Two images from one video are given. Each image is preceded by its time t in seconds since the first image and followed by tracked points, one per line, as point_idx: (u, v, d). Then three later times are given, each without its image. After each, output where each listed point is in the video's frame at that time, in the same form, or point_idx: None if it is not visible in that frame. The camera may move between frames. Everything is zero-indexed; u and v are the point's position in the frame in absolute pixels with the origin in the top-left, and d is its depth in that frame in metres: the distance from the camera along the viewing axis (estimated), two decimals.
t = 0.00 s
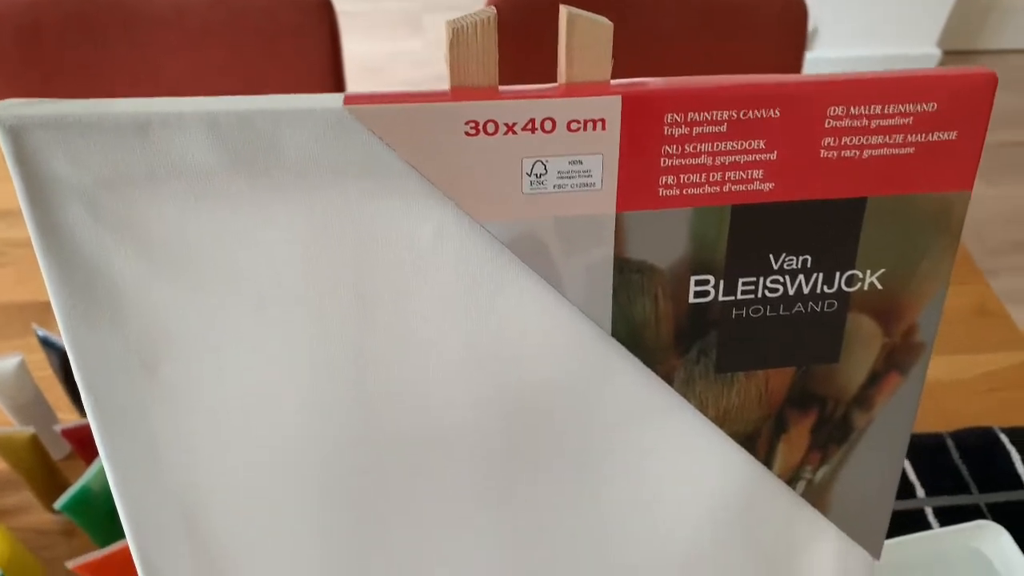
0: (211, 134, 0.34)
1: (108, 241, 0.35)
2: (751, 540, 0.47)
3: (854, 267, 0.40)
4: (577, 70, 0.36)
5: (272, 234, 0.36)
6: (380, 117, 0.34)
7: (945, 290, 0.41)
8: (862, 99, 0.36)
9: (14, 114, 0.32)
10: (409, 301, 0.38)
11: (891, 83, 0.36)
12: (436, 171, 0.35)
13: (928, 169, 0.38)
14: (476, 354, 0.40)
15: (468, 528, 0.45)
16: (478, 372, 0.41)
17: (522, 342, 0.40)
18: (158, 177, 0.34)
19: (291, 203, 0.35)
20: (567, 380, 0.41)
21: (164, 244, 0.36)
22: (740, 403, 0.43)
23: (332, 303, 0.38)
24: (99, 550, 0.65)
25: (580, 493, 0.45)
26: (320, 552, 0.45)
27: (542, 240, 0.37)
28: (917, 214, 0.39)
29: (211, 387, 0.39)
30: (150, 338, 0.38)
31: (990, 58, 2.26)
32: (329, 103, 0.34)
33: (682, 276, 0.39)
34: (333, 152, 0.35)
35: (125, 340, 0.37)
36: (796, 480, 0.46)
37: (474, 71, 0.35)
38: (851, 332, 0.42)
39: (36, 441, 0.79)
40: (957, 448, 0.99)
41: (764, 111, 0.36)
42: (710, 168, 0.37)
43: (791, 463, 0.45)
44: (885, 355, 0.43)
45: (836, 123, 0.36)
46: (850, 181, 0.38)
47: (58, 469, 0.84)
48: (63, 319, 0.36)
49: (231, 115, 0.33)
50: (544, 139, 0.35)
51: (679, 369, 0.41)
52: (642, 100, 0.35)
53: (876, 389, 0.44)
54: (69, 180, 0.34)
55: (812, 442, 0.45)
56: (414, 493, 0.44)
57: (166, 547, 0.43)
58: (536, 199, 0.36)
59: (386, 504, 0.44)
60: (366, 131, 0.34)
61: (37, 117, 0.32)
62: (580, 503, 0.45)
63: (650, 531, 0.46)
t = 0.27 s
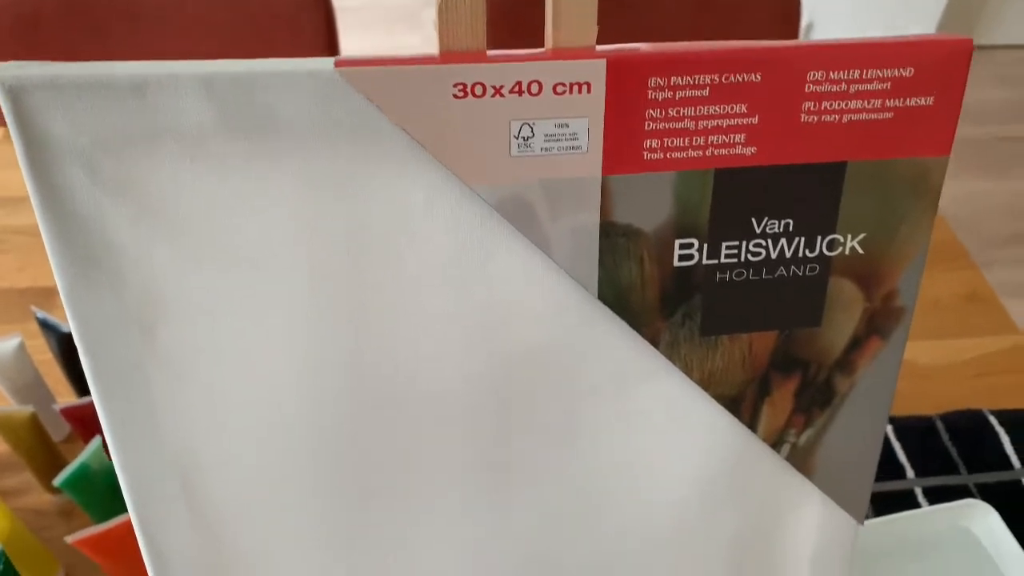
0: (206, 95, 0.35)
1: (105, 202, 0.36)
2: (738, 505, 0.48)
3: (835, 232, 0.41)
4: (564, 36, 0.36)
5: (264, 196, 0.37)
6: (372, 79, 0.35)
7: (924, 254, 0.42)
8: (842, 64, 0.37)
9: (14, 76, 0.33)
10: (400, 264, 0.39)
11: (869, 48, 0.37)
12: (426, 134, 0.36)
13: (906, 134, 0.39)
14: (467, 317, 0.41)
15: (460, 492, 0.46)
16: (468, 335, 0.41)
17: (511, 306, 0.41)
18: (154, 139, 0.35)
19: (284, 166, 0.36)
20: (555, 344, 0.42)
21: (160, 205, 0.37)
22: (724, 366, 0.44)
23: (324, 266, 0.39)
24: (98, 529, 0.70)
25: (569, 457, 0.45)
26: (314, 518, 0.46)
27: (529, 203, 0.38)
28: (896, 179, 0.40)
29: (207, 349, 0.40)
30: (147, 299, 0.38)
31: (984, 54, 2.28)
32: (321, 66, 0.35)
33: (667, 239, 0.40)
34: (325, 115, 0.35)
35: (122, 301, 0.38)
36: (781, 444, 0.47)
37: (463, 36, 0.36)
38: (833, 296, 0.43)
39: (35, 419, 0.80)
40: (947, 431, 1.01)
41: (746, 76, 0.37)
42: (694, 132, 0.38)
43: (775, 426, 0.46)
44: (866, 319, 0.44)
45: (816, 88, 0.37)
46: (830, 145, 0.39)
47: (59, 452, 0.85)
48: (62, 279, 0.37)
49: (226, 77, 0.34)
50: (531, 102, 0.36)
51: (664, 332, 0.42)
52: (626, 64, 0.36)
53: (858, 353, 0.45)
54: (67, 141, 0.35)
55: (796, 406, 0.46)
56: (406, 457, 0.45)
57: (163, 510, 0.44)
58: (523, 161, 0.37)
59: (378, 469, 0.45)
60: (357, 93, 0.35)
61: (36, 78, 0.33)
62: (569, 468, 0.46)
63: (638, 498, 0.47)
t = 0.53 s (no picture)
0: (223, 51, 0.35)
1: (124, 156, 0.37)
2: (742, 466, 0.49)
3: (837, 191, 0.42)
4: None
5: (279, 152, 0.38)
6: (386, 35, 0.36)
7: (924, 213, 0.43)
8: (843, 22, 0.38)
9: (36, 30, 0.34)
10: (411, 222, 0.40)
11: (869, 7, 0.38)
12: (437, 90, 0.37)
13: (906, 93, 0.40)
14: (475, 275, 0.42)
15: (469, 451, 0.47)
16: (477, 292, 0.42)
17: (518, 263, 0.42)
18: (173, 94, 0.36)
19: (298, 122, 0.37)
20: (562, 302, 0.43)
21: (178, 160, 0.37)
22: (727, 325, 0.45)
23: (337, 223, 0.40)
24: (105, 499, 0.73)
25: (575, 415, 0.46)
26: (327, 477, 0.47)
27: (538, 159, 0.39)
28: (896, 138, 0.41)
29: (222, 305, 0.41)
30: (165, 254, 0.39)
31: (980, 48, 2.29)
32: (336, 22, 0.36)
33: (673, 196, 0.41)
34: (339, 71, 0.36)
35: (139, 257, 0.39)
36: (783, 403, 0.48)
37: None
38: (834, 255, 0.44)
39: (43, 396, 0.80)
40: (946, 410, 1.02)
41: (750, 34, 0.38)
42: (699, 90, 0.39)
43: (778, 385, 0.47)
44: (867, 279, 0.45)
45: (817, 47, 0.38)
46: (831, 104, 0.40)
47: (65, 428, 0.86)
48: (81, 233, 0.38)
49: (244, 33, 0.35)
50: (540, 59, 0.37)
51: (669, 290, 0.43)
52: (633, 21, 0.37)
53: (859, 313, 0.46)
54: (88, 95, 0.36)
55: (798, 365, 0.46)
56: (416, 416, 0.46)
57: (180, 467, 0.45)
58: (532, 118, 0.38)
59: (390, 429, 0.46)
60: (371, 49, 0.36)
61: (58, 32, 0.34)
62: (575, 426, 0.47)
63: (643, 456, 0.48)
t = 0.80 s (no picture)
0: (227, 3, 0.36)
1: (130, 108, 0.38)
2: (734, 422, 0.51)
3: (827, 146, 0.43)
4: None
5: (282, 105, 0.38)
6: None
7: (913, 170, 0.43)
8: None
9: None
10: (410, 177, 0.41)
11: None
12: (436, 44, 0.38)
13: (895, 50, 0.41)
14: (474, 230, 0.43)
15: (469, 407, 0.48)
16: (475, 247, 0.43)
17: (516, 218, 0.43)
18: (179, 46, 0.37)
19: (300, 75, 0.38)
20: (558, 257, 0.44)
21: (183, 113, 0.38)
22: (721, 281, 0.46)
23: (338, 177, 0.40)
24: (109, 469, 0.73)
25: (568, 370, 0.48)
26: (330, 432, 0.48)
27: (534, 113, 0.40)
28: (886, 94, 0.42)
29: (225, 260, 0.42)
30: (171, 207, 0.40)
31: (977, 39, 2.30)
32: None
33: (666, 151, 0.42)
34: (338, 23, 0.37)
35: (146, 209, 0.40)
36: (775, 359, 0.49)
37: None
38: (825, 211, 0.45)
39: (46, 370, 0.81)
40: (940, 387, 1.03)
41: None
42: (692, 45, 0.39)
43: (770, 341, 0.48)
44: (857, 235, 0.45)
45: (807, 2, 0.39)
46: (821, 59, 0.41)
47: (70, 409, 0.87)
48: (88, 185, 0.39)
49: None
50: (536, 12, 0.38)
51: (664, 246, 0.44)
52: None
53: (850, 269, 0.46)
54: (96, 46, 0.37)
55: (790, 322, 0.47)
56: (417, 371, 0.47)
57: (186, 420, 0.46)
58: (529, 72, 0.39)
59: (391, 384, 0.47)
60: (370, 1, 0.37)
61: None
62: (569, 381, 0.48)
63: (639, 411, 0.50)
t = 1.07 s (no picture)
0: None
1: (135, 53, 0.39)
2: (733, 377, 0.51)
3: (824, 96, 0.43)
4: None
5: (284, 51, 0.39)
6: None
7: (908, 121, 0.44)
8: None
9: None
10: (411, 125, 0.41)
11: None
12: None
13: None
14: (474, 180, 0.43)
15: (469, 360, 0.49)
16: (475, 197, 0.44)
17: (516, 168, 0.43)
18: None
19: (303, 21, 0.38)
20: (558, 207, 0.44)
21: (186, 57, 0.39)
22: (719, 232, 0.46)
23: (340, 124, 0.41)
24: (110, 435, 0.74)
25: (568, 321, 0.48)
26: (332, 384, 0.48)
27: (534, 60, 0.40)
28: (881, 44, 0.42)
29: (228, 206, 0.42)
30: (175, 151, 0.41)
31: (975, 30, 2.31)
32: None
33: (665, 100, 0.42)
34: None
35: (150, 154, 0.41)
36: (772, 313, 0.49)
37: None
38: (822, 162, 0.45)
39: (45, 339, 0.82)
40: (936, 360, 1.04)
41: None
42: None
43: (767, 294, 0.48)
44: (853, 187, 0.46)
45: None
46: (817, 8, 0.41)
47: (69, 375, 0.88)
48: (91, 127, 0.40)
49: None
50: None
51: (662, 196, 0.45)
52: None
53: (846, 221, 0.47)
54: None
55: (787, 274, 0.48)
56: (418, 324, 0.47)
57: (189, 370, 0.47)
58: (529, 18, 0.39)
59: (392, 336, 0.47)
60: None
61: None
62: (569, 333, 0.48)
63: (637, 366, 0.50)
